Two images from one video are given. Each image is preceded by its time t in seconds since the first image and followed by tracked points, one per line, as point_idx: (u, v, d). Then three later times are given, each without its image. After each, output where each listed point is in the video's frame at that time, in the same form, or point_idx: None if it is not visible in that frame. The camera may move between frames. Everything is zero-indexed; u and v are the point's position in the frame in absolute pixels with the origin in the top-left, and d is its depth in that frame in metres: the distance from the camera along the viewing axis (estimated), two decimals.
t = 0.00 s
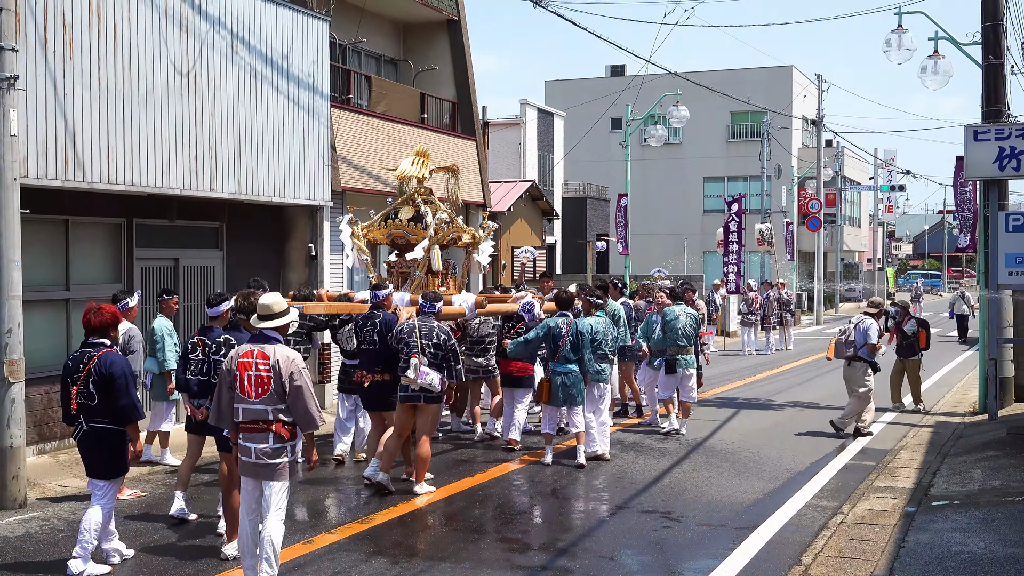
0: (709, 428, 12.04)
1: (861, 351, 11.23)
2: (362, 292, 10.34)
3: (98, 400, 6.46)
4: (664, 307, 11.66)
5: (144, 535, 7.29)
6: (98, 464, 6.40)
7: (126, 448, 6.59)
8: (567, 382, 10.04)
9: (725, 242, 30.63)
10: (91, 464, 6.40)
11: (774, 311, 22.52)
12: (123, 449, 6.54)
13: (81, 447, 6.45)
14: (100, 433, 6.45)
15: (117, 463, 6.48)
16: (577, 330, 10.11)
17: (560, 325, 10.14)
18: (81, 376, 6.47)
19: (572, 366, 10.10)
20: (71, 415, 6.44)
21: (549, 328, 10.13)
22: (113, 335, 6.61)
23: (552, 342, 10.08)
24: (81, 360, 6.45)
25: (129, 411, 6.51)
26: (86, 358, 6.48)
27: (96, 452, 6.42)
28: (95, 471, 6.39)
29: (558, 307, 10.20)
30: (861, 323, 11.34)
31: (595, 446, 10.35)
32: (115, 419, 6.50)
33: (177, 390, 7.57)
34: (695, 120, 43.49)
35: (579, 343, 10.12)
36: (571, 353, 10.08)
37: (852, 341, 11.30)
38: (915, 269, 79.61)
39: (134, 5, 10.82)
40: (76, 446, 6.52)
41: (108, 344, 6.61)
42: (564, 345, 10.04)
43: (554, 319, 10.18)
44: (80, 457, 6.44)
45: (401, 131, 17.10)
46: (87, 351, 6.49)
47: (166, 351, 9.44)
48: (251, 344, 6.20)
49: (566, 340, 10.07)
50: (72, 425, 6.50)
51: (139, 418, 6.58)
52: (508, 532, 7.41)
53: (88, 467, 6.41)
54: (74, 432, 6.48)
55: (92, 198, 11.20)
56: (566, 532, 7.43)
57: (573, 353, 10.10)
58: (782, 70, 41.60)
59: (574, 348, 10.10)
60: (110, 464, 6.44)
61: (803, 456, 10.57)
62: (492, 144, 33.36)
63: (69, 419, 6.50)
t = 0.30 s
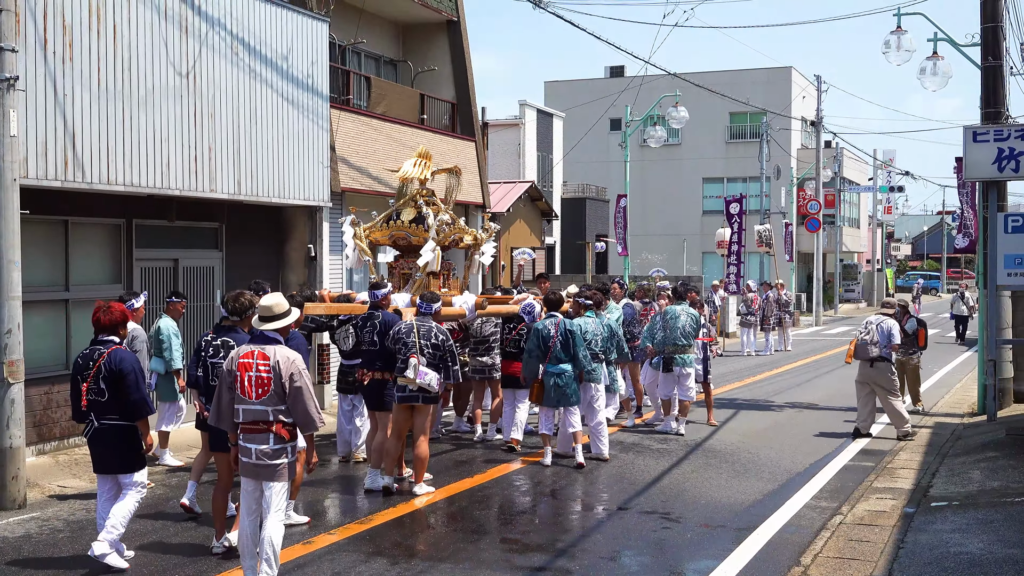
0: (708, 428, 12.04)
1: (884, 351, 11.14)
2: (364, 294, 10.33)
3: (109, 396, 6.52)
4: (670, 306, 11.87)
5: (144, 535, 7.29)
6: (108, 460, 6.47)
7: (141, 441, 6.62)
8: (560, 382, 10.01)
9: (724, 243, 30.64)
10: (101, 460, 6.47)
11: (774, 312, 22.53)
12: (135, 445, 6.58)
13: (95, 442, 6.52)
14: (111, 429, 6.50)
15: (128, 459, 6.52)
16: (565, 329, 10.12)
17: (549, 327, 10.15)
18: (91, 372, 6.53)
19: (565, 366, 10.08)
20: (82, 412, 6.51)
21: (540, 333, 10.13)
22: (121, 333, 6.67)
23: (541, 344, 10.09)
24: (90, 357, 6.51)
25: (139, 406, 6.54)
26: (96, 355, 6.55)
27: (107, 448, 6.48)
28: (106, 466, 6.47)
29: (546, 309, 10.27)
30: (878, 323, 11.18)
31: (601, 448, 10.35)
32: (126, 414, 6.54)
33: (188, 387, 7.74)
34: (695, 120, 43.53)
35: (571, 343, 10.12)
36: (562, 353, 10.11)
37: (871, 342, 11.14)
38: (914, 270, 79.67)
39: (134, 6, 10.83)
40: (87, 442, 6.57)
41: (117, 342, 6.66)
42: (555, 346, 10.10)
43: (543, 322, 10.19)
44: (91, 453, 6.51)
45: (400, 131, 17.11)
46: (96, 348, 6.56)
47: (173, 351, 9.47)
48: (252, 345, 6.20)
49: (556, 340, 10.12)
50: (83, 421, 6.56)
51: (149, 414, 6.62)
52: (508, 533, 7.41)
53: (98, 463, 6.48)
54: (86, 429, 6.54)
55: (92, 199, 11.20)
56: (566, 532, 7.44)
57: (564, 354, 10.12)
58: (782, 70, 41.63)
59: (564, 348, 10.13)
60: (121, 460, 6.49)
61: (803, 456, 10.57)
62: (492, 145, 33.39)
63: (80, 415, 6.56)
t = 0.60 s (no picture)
0: (707, 429, 12.06)
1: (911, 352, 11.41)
2: (364, 294, 10.37)
3: (116, 394, 6.54)
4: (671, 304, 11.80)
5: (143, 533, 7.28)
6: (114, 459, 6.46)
7: (149, 440, 6.62)
8: (558, 381, 9.97)
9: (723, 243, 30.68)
10: (107, 458, 6.45)
11: (773, 312, 22.55)
12: (141, 444, 6.56)
13: (102, 441, 6.50)
14: (118, 428, 6.51)
15: (135, 458, 6.51)
16: (556, 328, 10.12)
17: (539, 329, 10.15)
18: (99, 371, 6.54)
19: (561, 364, 10.05)
20: (89, 410, 6.51)
21: (530, 335, 10.13)
22: (128, 332, 6.67)
23: (533, 346, 10.07)
24: (98, 356, 6.54)
25: (148, 404, 6.55)
26: (104, 354, 6.57)
27: (114, 447, 6.48)
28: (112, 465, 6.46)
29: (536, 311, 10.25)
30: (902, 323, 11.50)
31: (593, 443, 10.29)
32: (135, 413, 6.55)
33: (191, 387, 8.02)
34: (693, 120, 43.56)
35: (565, 343, 10.12)
36: (557, 352, 10.08)
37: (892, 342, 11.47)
38: (913, 271, 79.73)
39: (132, 6, 10.82)
40: (93, 440, 6.56)
41: (125, 340, 6.66)
42: (548, 347, 10.08)
43: (533, 324, 10.18)
44: (97, 451, 6.49)
45: (399, 131, 17.11)
46: (105, 346, 6.57)
47: (172, 349, 9.43)
48: (252, 346, 6.20)
49: (548, 341, 10.10)
50: (91, 420, 6.57)
51: (157, 413, 6.60)
52: (507, 533, 7.42)
53: (103, 461, 6.46)
54: (93, 427, 6.55)
55: (91, 199, 11.20)
56: (565, 533, 7.44)
57: (559, 352, 10.09)
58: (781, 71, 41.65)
59: (558, 347, 10.10)
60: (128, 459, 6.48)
61: (802, 456, 10.59)
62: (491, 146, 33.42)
63: (88, 414, 6.56)
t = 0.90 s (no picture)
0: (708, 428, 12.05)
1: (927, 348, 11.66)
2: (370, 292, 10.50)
3: (134, 394, 6.55)
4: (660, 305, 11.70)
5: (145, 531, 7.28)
6: (132, 457, 6.48)
7: (164, 439, 6.65)
8: (557, 379, 9.98)
9: (723, 242, 30.67)
10: (124, 457, 6.46)
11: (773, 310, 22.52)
12: (156, 443, 6.59)
13: (119, 440, 6.50)
14: (136, 427, 6.52)
15: (151, 456, 6.53)
16: (555, 326, 10.09)
17: (539, 327, 10.11)
18: (116, 370, 6.54)
19: (560, 363, 10.04)
20: (106, 409, 6.52)
21: (530, 333, 10.08)
22: (144, 331, 6.68)
23: (533, 345, 10.04)
24: (116, 356, 6.54)
25: (166, 404, 6.56)
26: (121, 354, 6.57)
27: (132, 446, 6.49)
28: (130, 463, 6.47)
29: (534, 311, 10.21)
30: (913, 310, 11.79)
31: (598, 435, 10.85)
32: (152, 412, 6.57)
33: (191, 388, 8.05)
34: (694, 119, 43.55)
35: (564, 343, 10.12)
36: (556, 351, 10.07)
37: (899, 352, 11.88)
38: (914, 270, 79.69)
39: (132, 4, 10.81)
40: (109, 439, 6.55)
41: (141, 340, 6.67)
42: (547, 345, 10.06)
43: (532, 323, 10.13)
44: (113, 449, 6.49)
45: (399, 130, 17.10)
46: (122, 347, 6.56)
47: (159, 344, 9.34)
48: (253, 344, 6.22)
49: (547, 340, 10.08)
50: (107, 419, 6.57)
51: (174, 412, 6.63)
52: (508, 532, 7.40)
53: (119, 459, 6.46)
54: (110, 426, 6.55)
55: (91, 198, 11.19)
56: (566, 532, 7.43)
57: (559, 351, 10.08)
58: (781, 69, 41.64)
59: (557, 345, 10.08)
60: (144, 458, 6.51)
61: (803, 455, 10.58)
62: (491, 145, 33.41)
63: (104, 413, 6.56)
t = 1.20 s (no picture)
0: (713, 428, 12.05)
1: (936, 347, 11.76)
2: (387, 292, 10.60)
3: (157, 393, 6.61)
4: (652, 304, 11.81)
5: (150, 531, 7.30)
6: (154, 455, 6.53)
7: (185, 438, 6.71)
8: (564, 380, 10.10)
9: (727, 241, 30.65)
10: (144, 455, 6.52)
11: (778, 311, 22.51)
12: (179, 442, 6.65)
13: (140, 439, 6.55)
14: (158, 427, 6.58)
15: (171, 456, 6.59)
16: (568, 328, 10.06)
17: (551, 327, 10.09)
18: (138, 370, 6.61)
19: (569, 365, 10.13)
20: (129, 409, 6.59)
21: (541, 333, 10.08)
22: (166, 331, 6.75)
23: (543, 344, 10.05)
24: (138, 355, 6.61)
25: (189, 404, 6.63)
26: (144, 354, 6.64)
27: (155, 445, 6.54)
28: (150, 461, 6.53)
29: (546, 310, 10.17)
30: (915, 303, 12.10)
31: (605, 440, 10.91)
32: (176, 412, 6.63)
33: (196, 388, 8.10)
34: (697, 119, 43.53)
35: (575, 342, 10.11)
36: (565, 352, 10.11)
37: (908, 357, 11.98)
38: (918, 270, 79.58)
39: (136, 4, 10.82)
40: (131, 438, 6.61)
41: (164, 340, 6.74)
42: (557, 346, 10.08)
43: (545, 322, 10.11)
44: (134, 448, 6.56)
45: (403, 130, 17.11)
46: (145, 347, 6.64)
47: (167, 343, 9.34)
48: (251, 344, 6.22)
49: (558, 340, 10.07)
50: (130, 418, 6.63)
51: (197, 412, 6.70)
52: (512, 533, 7.39)
53: (141, 458, 6.53)
54: (132, 425, 6.62)
55: (95, 198, 11.21)
56: (570, 532, 7.42)
57: (568, 353, 10.11)
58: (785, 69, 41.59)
59: (568, 347, 10.10)
60: (165, 456, 6.57)
61: (808, 455, 10.57)
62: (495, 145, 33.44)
63: (126, 412, 6.63)
